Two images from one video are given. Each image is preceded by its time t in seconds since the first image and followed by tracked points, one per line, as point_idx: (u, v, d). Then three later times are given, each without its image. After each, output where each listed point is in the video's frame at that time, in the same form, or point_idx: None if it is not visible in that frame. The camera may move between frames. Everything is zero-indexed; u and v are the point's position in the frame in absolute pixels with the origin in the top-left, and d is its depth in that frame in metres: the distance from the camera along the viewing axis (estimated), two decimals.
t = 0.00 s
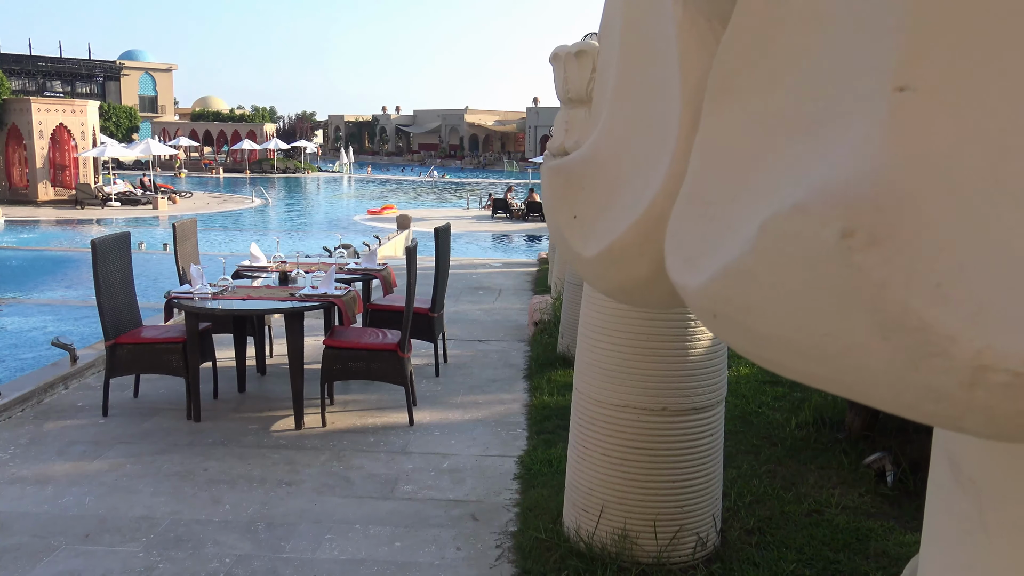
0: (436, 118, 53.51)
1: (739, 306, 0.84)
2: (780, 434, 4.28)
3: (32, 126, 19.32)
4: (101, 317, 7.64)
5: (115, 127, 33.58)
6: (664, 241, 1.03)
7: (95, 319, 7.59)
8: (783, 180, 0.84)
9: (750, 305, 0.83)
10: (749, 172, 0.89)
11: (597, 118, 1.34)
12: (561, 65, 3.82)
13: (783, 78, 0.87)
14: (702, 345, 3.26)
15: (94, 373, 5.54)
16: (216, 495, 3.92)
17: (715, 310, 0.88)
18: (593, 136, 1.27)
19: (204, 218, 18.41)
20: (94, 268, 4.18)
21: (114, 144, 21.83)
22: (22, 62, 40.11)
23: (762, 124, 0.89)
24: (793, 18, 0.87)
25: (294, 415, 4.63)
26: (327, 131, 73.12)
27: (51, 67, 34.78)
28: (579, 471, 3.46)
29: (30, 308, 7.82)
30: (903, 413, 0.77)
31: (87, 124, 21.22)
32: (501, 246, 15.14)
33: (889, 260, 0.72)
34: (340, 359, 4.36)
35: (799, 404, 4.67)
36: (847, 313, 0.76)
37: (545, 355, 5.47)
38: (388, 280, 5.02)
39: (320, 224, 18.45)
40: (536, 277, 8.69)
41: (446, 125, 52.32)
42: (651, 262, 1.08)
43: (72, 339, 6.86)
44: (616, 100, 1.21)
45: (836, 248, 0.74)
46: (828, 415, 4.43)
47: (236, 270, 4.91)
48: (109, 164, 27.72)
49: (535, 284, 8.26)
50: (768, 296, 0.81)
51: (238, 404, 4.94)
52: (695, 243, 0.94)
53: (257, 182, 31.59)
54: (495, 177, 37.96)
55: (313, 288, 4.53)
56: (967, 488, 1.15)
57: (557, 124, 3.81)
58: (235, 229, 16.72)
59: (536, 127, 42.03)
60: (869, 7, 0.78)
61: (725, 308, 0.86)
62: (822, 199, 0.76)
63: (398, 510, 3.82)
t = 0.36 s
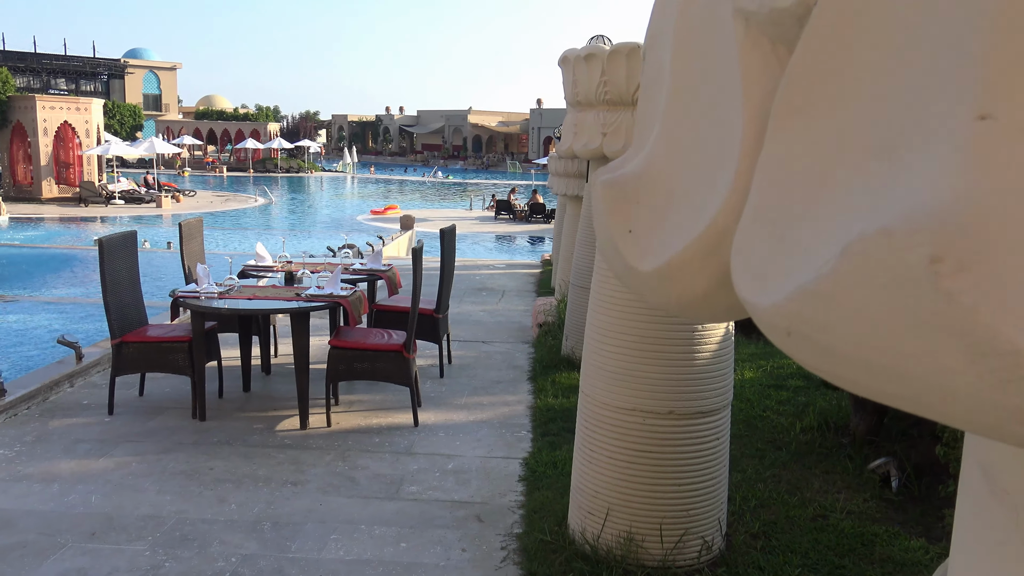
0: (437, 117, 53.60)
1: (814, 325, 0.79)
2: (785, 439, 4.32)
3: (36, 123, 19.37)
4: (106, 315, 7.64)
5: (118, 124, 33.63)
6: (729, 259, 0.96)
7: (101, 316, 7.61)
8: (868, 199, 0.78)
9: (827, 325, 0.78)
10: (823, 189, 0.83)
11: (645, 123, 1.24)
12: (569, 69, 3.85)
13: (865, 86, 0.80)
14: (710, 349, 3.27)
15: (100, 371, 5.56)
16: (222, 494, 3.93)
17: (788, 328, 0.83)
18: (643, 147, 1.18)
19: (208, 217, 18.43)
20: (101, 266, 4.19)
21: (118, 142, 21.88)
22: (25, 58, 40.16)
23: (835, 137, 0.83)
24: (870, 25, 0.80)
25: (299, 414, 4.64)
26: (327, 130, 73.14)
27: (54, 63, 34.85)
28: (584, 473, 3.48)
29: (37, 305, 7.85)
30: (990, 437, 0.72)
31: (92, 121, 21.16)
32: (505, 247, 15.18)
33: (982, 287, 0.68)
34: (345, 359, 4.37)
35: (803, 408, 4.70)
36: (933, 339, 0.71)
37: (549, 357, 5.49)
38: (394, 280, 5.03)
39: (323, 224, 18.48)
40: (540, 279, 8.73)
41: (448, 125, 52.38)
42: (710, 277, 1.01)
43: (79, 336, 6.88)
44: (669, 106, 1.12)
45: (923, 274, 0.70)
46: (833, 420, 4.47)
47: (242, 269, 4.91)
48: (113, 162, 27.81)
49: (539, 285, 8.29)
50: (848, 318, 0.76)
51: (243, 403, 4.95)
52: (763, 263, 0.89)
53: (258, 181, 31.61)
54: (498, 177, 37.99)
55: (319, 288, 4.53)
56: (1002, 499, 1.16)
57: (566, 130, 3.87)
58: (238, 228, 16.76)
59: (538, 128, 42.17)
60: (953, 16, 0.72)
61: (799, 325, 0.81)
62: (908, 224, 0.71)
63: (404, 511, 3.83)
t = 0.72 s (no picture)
0: (455, 119, 53.80)
1: (927, 342, 0.73)
2: (807, 446, 4.35)
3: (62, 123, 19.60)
4: (132, 313, 7.73)
5: (141, 124, 33.98)
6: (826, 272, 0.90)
7: (126, 314, 7.69)
8: (986, 213, 0.71)
9: (937, 341, 0.73)
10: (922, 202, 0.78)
11: (721, 128, 1.18)
12: (595, 72, 3.83)
13: (981, 91, 0.74)
14: (735, 355, 3.26)
15: (124, 369, 5.63)
16: (245, 492, 3.95)
17: (892, 343, 0.77)
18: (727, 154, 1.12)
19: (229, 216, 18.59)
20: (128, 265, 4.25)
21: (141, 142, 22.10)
22: (50, 58, 40.79)
23: (938, 145, 0.77)
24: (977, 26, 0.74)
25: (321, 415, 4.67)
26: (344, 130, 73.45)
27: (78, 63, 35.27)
28: (606, 476, 3.48)
29: (64, 303, 7.95)
30: None
31: (116, 121, 21.23)
32: (524, 250, 15.24)
33: None
34: (367, 360, 4.39)
35: (825, 415, 4.71)
36: None
37: (570, 361, 5.51)
38: (416, 282, 5.06)
39: (343, 224, 18.60)
40: (560, 282, 8.75)
41: (467, 127, 52.54)
42: (800, 289, 0.96)
43: (105, 334, 6.95)
44: (749, 110, 1.06)
45: None
46: (856, 427, 4.49)
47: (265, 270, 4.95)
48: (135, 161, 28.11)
49: (559, 288, 8.32)
50: (959, 335, 0.70)
51: (266, 403, 4.98)
52: (860, 277, 0.83)
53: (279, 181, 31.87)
54: (516, 179, 38.06)
55: (342, 289, 4.56)
56: None
57: (591, 136, 3.87)
58: (259, 228, 16.90)
59: (556, 131, 42.25)
60: None
61: (909, 341, 0.75)
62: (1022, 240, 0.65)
63: (425, 512, 3.85)
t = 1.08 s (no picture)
0: (467, 120, 53.85)
1: (989, 353, 0.79)
2: (823, 452, 4.37)
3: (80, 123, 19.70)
4: (149, 311, 7.77)
5: (157, 124, 34.17)
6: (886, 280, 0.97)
7: (143, 313, 7.74)
8: None
9: (1003, 353, 0.78)
10: (986, 218, 0.84)
11: (773, 140, 1.25)
12: (613, 75, 3.83)
13: None
14: (752, 359, 3.25)
15: (141, 367, 5.68)
16: (261, 491, 3.97)
17: (959, 354, 0.83)
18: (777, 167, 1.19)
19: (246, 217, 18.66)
20: (146, 264, 4.29)
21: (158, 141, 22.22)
22: (67, 57, 41.18)
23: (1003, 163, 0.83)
24: None
25: (337, 415, 4.69)
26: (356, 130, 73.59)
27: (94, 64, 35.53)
28: (622, 479, 3.49)
29: (83, 303, 8.02)
30: None
31: (134, 121, 21.21)
32: (538, 252, 15.25)
33: None
34: (382, 360, 4.39)
35: (842, 421, 4.73)
36: None
37: (584, 363, 5.52)
38: (432, 283, 5.08)
39: (357, 225, 18.65)
40: (574, 284, 8.76)
41: (481, 129, 52.58)
42: (857, 298, 1.03)
43: (122, 331, 7.00)
44: (802, 123, 1.12)
45: None
46: (872, 432, 4.51)
47: (282, 270, 4.98)
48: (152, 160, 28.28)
49: (573, 290, 8.33)
50: None
51: (281, 402, 5.00)
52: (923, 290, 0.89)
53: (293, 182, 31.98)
54: (528, 181, 38.05)
55: (359, 290, 4.57)
56: None
57: (609, 138, 3.86)
58: (274, 228, 16.96)
59: (569, 134, 42.25)
60: None
61: (974, 354, 0.81)
62: None
63: (440, 514, 3.86)
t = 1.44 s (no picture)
0: (493, 124, 53.89)
1: None
2: (855, 459, 4.36)
3: (112, 126, 19.93)
4: (180, 312, 7.89)
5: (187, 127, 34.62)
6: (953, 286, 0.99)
7: (175, 313, 7.85)
8: None
9: None
10: None
11: (830, 145, 1.25)
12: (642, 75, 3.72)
13: None
14: (784, 364, 3.21)
15: (173, 367, 5.78)
16: (291, 492, 4.00)
17: None
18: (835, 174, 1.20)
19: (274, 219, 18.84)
20: (178, 266, 4.36)
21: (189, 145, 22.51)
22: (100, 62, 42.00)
23: None
24: None
25: (365, 417, 4.72)
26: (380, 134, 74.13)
27: (126, 68, 36.12)
28: (652, 483, 3.47)
29: (117, 303, 8.15)
30: None
31: (164, 124, 21.59)
32: (564, 255, 15.24)
33: None
34: (410, 362, 4.41)
35: (873, 428, 4.71)
36: None
37: (611, 367, 5.52)
38: (459, 286, 5.10)
39: (383, 228, 18.75)
40: (600, 288, 8.77)
41: (506, 132, 52.73)
42: (923, 303, 1.05)
43: (155, 332, 7.10)
44: (862, 130, 1.14)
45: None
46: (905, 439, 4.49)
47: (312, 272, 5.03)
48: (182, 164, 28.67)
49: (600, 294, 8.33)
50: None
51: (311, 403, 5.05)
52: (995, 297, 0.91)
53: (320, 185, 32.24)
54: (553, 185, 38.08)
55: (388, 292, 4.60)
56: None
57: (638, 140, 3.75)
58: (303, 230, 17.12)
59: (595, 137, 42.14)
60: None
61: None
62: None
63: (469, 516, 3.87)
